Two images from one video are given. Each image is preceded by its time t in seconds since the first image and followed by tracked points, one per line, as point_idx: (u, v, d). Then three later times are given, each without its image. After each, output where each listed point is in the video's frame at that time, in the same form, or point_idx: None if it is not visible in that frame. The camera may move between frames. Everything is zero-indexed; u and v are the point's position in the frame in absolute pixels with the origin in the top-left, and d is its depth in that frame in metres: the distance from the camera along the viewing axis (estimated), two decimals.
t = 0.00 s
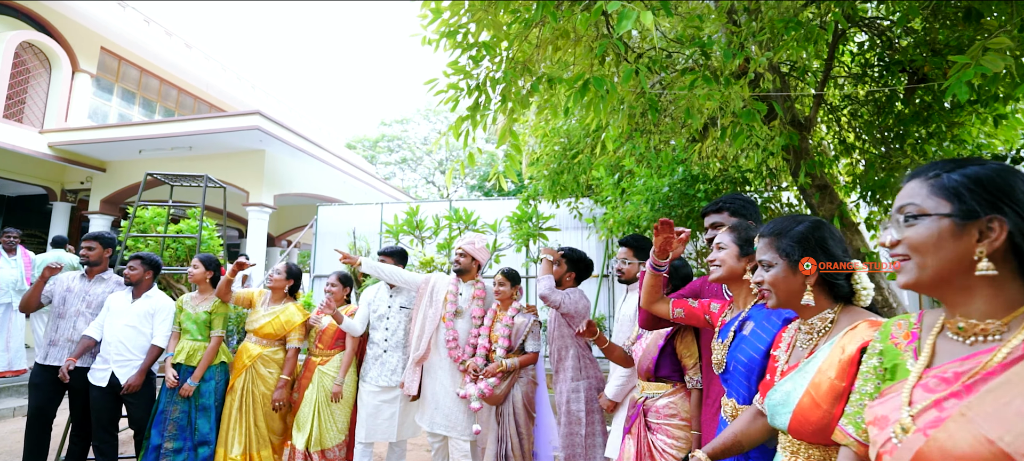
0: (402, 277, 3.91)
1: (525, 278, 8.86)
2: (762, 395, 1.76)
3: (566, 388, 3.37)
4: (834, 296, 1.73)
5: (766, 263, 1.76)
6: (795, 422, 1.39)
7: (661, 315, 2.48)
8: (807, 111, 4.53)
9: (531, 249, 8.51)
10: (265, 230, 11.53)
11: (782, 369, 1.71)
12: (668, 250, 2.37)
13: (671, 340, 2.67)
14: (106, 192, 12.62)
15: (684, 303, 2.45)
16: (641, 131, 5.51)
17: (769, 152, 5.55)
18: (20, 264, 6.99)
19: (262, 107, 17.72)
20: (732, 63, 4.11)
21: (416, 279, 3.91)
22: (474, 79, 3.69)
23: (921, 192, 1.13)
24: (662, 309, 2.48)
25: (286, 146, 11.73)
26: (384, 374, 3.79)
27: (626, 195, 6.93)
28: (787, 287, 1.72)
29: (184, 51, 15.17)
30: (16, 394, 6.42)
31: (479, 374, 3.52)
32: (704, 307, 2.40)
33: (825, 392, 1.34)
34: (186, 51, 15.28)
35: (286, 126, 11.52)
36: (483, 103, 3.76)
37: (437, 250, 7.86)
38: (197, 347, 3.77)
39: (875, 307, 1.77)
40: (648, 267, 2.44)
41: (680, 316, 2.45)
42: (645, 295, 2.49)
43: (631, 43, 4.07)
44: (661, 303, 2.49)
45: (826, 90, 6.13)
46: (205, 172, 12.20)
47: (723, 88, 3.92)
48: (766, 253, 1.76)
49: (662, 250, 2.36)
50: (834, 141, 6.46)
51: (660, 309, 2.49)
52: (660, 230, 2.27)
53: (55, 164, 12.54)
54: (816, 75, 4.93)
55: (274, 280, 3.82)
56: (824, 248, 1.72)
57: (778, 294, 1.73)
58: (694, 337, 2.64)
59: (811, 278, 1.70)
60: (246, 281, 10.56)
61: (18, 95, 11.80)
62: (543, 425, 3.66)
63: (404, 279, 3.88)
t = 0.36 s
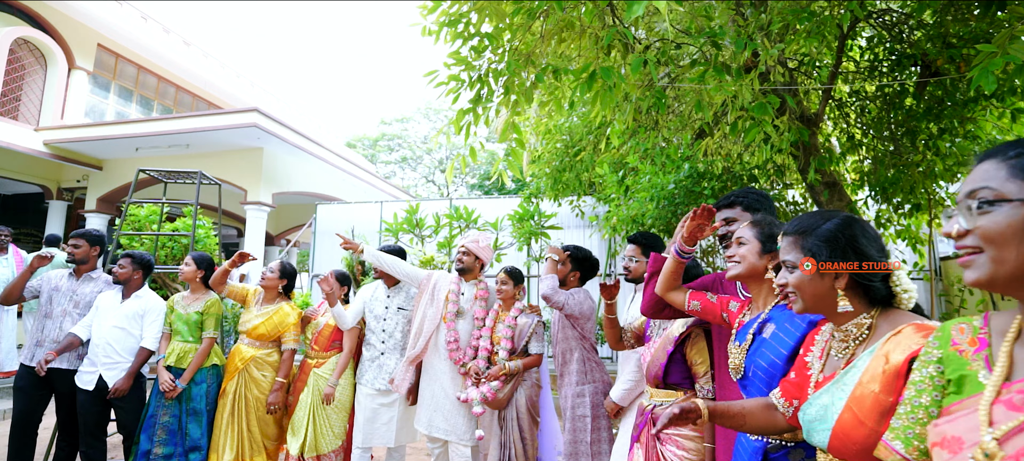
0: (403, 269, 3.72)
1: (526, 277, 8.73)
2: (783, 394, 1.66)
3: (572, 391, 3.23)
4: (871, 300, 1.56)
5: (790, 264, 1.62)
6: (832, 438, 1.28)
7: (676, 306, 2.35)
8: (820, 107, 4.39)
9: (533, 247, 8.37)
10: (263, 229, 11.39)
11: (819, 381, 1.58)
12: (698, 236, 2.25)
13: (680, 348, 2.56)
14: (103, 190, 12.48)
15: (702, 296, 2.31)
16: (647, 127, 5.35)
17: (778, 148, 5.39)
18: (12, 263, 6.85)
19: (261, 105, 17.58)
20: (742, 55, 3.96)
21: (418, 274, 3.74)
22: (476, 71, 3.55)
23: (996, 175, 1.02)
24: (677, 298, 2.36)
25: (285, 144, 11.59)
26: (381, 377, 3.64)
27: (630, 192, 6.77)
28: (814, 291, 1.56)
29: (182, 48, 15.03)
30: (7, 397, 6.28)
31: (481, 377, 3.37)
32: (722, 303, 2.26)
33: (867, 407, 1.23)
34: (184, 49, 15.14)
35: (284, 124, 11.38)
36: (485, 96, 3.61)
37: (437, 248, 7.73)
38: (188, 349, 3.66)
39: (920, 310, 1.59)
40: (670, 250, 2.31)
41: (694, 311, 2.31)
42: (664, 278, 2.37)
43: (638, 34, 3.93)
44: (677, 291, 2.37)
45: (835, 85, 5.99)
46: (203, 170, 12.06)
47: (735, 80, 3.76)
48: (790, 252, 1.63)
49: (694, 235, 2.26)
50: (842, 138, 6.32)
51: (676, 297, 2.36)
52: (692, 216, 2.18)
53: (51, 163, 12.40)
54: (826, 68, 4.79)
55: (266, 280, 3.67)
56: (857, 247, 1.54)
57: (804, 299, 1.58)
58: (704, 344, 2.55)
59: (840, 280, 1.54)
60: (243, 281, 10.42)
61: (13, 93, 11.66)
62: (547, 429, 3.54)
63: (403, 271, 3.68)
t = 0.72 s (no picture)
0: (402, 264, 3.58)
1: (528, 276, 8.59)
2: (802, 380, 1.57)
3: (577, 395, 3.09)
4: (913, 306, 1.37)
5: (815, 265, 1.45)
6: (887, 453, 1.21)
7: (691, 297, 2.21)
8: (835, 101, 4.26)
9: (534, 246, 8.23)
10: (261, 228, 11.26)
11: (860, 391, 1.44)
12: (729, 227, 2.05)
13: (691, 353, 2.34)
14: (99, 189, 12.34)
15: (721, 291, 2.16)
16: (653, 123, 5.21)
17: (786, 144, 5.25)
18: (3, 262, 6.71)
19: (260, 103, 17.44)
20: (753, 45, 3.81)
21: (419, 271, 3.59)
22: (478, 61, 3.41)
23: None
24: (693, 288, 2.20)
25: (283, 142, 11.46)
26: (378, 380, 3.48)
27: (634, 189, 6.63)
28: (841, 293, 1.38)
29: (180, 45, 14.89)
30: None
31: (484, 380, 3.20)
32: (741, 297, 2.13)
33: (923, 425, 1.15)
34: (182, 46, 15.00)
35: (282, 121, 11.25)
36: (487, 87, 3.47)
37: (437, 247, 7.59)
38: (178, 351, 3.51)
39: (976, 311, 1.41)
40: (694, 238, 2.13)
41: (711, 305, 2.16)
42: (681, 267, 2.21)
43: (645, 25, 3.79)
44: (694, 282, 2.21)
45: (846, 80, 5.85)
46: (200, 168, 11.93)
47: (746, 71, 3.62)
48: (815, 252, 1.45)
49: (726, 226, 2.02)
50: (851, 134, 6.19)
51: (692, 289, 2.21)
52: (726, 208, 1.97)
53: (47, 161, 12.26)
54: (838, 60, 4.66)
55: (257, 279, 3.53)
56: (892, 249, 1.34)
57: (830, 303, 1.41)
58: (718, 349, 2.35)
59: (872, 284, 1.36)
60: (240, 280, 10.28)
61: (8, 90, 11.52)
62: (551, 433, 3.40)
63: (402, 265, 3.53)
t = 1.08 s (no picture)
0: (401, 262, 3.43)
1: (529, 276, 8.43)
2: (828, 358, 1.41)
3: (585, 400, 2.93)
4: (966, 315, 1.18)
5: (848, 266, 1.27)
6: None
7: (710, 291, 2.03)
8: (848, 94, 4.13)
9: (536, 245, 8.07)
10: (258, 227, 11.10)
11: (912, 403, 1.27)
12: (755, 221, 1.89)
13: (703, 359, 2.17)
14: (95, 188, 12.20)
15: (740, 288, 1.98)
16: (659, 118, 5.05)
17: (796, 140, 5.10)
18: None
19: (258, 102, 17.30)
20: (764, 36, 3.70)
21: (419, 270, 3.44)
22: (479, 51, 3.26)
23: None
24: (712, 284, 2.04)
25: (281, 140, 11.32)
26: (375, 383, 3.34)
27: (639, 188, 6.47)
28: (875, 300, 1.20)
29: (177, 43, 14.76)
30: None
31: (484, 384, 3.08)
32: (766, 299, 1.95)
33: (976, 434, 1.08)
34: (179, 44, 14.87)
35: (280, 119, 11.10)
36: (489, 78, 3.32)
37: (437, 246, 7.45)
38: (167, 353, 3.37)
39: None
40: (714, 232, 1.99)
41: (732, 304, 1.97)
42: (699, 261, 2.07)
43: (653, 15, 3.67)
44: (712, 276, 2.05)
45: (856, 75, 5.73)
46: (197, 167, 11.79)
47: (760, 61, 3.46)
48: (849, 252, 1.27)
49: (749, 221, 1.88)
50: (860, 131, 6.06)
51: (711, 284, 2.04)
52: (754, 200, 1.83)
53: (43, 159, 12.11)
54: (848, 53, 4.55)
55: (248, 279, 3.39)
56: (939, 250, 1.16)
57: (863, 309, 1.23)
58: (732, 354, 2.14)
59: (913, 291, 1.18)
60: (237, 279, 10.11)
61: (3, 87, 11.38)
62: (556, 438, 3.26)
63: (402, 265, 3.39)
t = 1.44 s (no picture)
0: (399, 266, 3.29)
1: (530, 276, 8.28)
2: (870, 347, 1.26)
3: (592, 406, 2.78)
4: None
5: (896, 269, 1.10)
6: None
7: (726, 288, 1.88)
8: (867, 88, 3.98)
9: (538, 244, 7.92)
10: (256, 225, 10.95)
11: (980, 424, 1.09)
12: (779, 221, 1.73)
13: (715, 364, 1.99)
14: (91, 186, 12.05)
15: (762, 288, 1.81)
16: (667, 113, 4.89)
17: (807, 135, 4.95)
18: None
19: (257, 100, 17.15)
20: (779, 23, 3.54)
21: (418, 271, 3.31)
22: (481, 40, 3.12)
23: None
24: (732, 282, 1.88)
25: (279, 137, 11.18)
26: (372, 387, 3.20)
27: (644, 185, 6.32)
28: (927, 309, 1.03)
29: (174, 40, 14.62)
30: None
31: (486, 389, 2.94)
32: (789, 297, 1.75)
33: None
34: (176, 41, 14.72)
35: (278, 116, 10.96)
36: (492, 68, 3.18)
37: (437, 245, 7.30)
38: (155, 355, 3.23)
39: None
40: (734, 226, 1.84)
41: (754, 305, 1.81)
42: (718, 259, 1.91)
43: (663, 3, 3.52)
44: (731, 275, 1.90)
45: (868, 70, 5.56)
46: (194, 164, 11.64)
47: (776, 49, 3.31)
48: (896, 255, 1.09)
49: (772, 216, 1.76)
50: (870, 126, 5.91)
51: (729, 282, 1.89)
52: (780, 195, 1.62)
53: (38, 157, 11.96)
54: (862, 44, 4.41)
55: (240, 279, 3.25)
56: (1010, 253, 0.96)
57: (914, 320, 1.06)
58: (748, 360, 1.94)
59: (976, 301, 1.00)
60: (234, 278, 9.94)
61: None
62: (560, 445, 3.13)
63: (400, 268, 3.25)
